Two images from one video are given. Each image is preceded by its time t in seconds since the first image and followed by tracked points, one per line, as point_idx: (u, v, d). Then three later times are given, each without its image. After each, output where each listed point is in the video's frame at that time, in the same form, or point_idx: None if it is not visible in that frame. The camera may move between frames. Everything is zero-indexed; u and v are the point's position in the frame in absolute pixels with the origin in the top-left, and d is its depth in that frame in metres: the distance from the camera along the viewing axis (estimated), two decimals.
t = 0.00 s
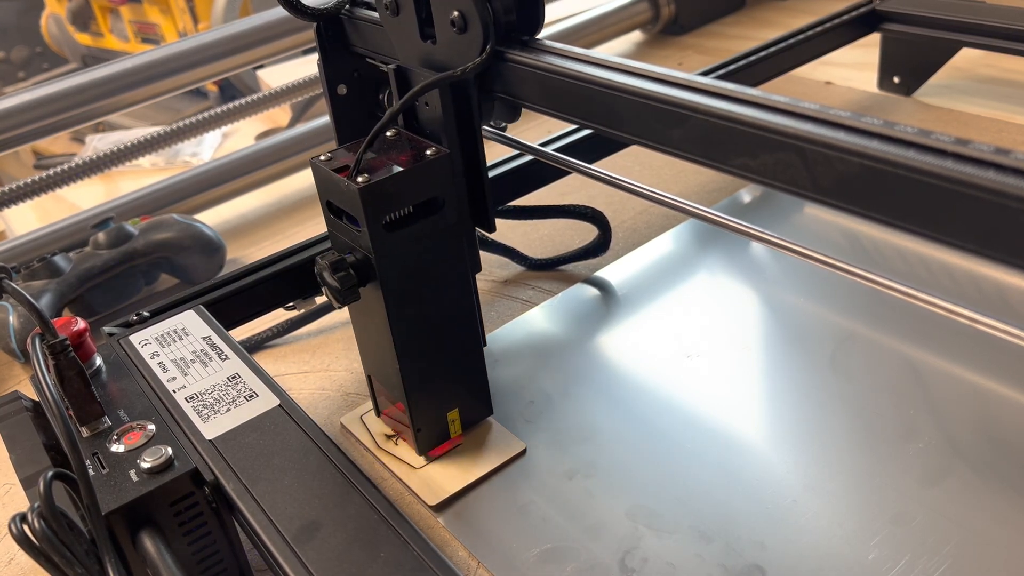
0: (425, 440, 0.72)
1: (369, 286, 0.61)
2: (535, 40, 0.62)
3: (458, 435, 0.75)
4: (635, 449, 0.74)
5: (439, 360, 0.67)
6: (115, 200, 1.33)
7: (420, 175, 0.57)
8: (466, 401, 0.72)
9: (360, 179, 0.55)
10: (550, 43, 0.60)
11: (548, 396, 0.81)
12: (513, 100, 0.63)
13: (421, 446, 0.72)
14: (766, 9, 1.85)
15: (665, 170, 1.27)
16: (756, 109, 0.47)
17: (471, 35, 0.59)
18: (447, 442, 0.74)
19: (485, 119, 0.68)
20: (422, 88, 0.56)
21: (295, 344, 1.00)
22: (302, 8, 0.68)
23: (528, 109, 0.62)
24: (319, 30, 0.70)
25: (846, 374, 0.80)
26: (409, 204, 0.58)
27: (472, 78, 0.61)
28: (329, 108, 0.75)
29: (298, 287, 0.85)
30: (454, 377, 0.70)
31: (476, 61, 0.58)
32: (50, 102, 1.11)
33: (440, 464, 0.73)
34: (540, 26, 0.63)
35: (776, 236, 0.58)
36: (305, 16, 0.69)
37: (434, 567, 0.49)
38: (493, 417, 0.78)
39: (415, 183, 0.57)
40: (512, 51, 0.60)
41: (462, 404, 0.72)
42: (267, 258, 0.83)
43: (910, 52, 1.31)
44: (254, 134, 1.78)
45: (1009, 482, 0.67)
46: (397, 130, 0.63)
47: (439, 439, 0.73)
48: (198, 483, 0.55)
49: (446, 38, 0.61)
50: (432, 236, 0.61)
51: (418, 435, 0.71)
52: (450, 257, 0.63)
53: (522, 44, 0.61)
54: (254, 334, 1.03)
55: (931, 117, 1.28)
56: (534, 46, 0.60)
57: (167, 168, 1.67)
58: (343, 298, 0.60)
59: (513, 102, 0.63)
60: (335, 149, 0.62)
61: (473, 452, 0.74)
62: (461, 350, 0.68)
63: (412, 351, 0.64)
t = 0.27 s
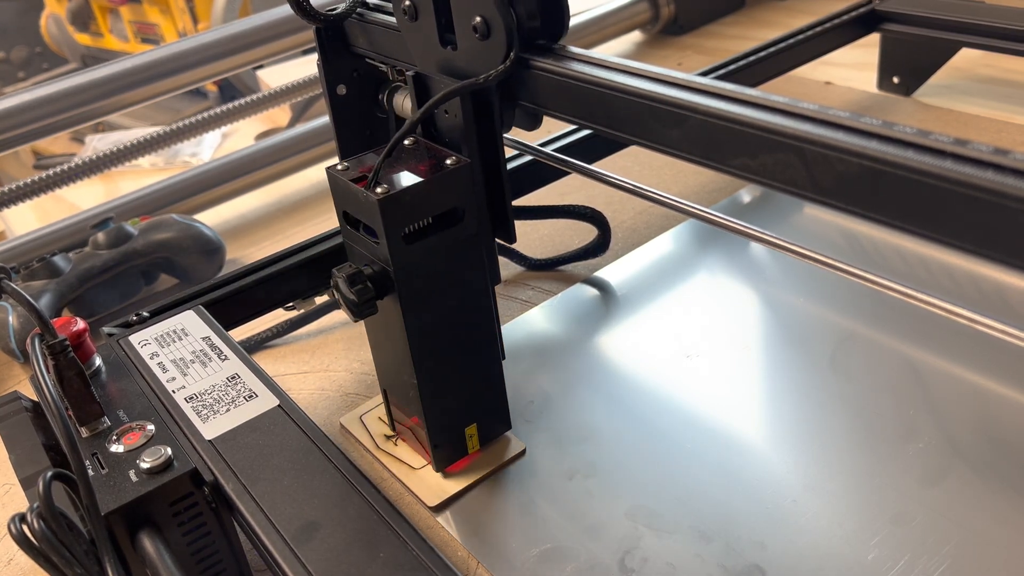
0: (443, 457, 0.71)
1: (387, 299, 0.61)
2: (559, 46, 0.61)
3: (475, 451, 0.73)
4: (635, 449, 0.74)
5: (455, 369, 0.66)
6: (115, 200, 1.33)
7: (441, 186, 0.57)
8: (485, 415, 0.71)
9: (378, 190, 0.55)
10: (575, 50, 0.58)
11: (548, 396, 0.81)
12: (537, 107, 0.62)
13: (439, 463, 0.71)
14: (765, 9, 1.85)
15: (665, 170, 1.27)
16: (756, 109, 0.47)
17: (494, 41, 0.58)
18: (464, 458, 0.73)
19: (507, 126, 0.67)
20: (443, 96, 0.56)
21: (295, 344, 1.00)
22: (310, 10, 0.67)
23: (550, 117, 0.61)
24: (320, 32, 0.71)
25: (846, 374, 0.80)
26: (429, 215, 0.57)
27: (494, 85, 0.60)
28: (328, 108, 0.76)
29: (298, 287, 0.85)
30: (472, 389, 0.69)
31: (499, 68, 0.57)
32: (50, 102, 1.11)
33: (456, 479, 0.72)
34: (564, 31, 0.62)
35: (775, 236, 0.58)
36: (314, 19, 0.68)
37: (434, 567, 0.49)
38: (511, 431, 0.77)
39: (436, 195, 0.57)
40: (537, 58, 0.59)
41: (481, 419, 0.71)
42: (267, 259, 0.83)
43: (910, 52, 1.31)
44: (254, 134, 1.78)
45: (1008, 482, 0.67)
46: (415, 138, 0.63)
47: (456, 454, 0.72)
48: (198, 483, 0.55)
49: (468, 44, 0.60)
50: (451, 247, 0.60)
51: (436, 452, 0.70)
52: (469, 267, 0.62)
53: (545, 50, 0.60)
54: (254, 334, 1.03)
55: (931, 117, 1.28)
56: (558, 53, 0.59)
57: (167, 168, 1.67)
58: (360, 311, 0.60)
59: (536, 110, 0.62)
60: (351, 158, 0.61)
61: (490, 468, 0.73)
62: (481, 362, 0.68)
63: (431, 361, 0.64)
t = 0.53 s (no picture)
0: (444, 458, 0.70)
1: (390, 300, 0.61)
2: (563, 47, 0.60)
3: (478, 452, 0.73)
4: (635, 449, 0.74)
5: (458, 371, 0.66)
6: (115, 200, 1.33)
7: (445, 187, 0.57)
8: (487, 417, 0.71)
9: (382, 191, 0.55)
10: (581, 50, 0.58)
11: (548, 396, 0.81)
12: (540, 108, 0.61)
13: (441, 464, 0.70)
14: (765, 9, 1.85)
15: (665, 170, 1.27)
16: (757, 109, 0.47)
17: (499, 42, 0.57)
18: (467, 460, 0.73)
19: (512, 126, 0.66)
20: (448, 97, 0.56)
21: (295, 344, 1.00)
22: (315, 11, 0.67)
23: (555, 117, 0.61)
24: (320, 32, 0.71)
25: (846, 374, 0.80)
26: (433, 216, 0.57)
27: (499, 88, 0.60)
28: (328, 108, 0.76)
29: (298, 287, 0.85)
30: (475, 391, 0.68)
31: (504, 68, 0.57)
32: (50, 102, 1.11)
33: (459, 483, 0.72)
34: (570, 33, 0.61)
35: (775, 236, 0.58)
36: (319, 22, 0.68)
37: (434, 567, 0.49)
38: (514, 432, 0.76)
39: (440, 196, 0.57)
40: (543, 59, 0.58)
41: (484, 421, 0.71)
42: (268, 258, 0.83)
43: (910, 52, 1.31)
44: (254, 134, 1.78)
45: (1009, 482, 0.67)
46: (419, 140, 0.63)
47: (459, 457, 0.71)
48: (198, 483, 0.55)
49: (471, 44, 0.60)
50: (454, 248, 0.60)
51: (437, 453, 0.70)
52: (472, 268, 0.62)
53: (550, 51, 0.60)
54: (254, 334, 1.03)
55: (931, 117, 1.28)
56: (562, 54, 0.59)
57: (167, 168, 1.67)
58: (363, 312, 0.60)
59: (541, 111, 0.62)
60: (354, 159, 0.61)
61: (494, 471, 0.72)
62: (484, 364, 0.67)
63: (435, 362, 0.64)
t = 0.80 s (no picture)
0: (427, 441, 0.72)
1: (371, 288, 0.61)
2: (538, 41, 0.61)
3: (460, 437, 0.75)
4: (635, 449, 0.74)
5: (440, 361, 0.67)
6: (115, 199, 1.33)
7: (424, 176, 0.57)
8: (467, 401, 0.72)
9: (362, 181, 0.55)
10: (554, 45, 0.59)
11: (548, 396, 0.81)
12: (515, 100, 0.63)
13: (422, 446, 0.72)
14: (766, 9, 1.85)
15: (665, 170, 1.27)
16: (755, 109, 0.47)
17: (474, 36, 0.59)
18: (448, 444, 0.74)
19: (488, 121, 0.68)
20: (427, 88, 0.57)
21: (294, 344, 1.00)
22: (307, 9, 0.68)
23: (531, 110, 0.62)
24: (320, 31, 0.71)
25: (847, 375, 0.80)
26: (412, 205, 0.58)
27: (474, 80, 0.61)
28: (328, 109, 0.75)
29: (298, 286, 0.84)
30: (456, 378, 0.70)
31: (479, 61, 0.58)
32: (51, 102, 1.11)
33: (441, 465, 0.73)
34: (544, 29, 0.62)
35: (776, 236, 0.58)
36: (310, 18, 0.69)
37: (433, 567, 0.49)
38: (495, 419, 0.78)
39: (419, 184, 0.58)
40: (515, 52, 0.60)
41: (465, 407, 0.73)
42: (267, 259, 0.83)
43: (910, 52, 1.31)
44: (254, 134, 1.78)
45: (1008, 482, 0.67)
46: (400, 131, 0.63)
47: (441, 440, 0.73)
48: (198, 483, 0.55)
49: (448, 39, 0.61)
50: (435, 237, 0.61)
51: (419, 437, 0.71)
52: (452, 258, 0.63)
53: (524, 45, 0.61)
54: (254, 334, 1.03)
55: (931, 117, 1.28)
56: (536, 48, 0.60)
57: (167, 168, 1.67)
58: (345, 300, 0.60)
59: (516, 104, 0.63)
60: (336, 150, 0.62)
61: (475, 452, 0.74)
62: (464, 353, 0.68)
63: (415, 350, 0.64)
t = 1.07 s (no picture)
0: (414, 429, 0.73)
1: (359, 279, 0.61)
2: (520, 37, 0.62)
3: (446, 426, 0.76)
4: (635, 449, 0.74)
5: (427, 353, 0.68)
6: (115, 199, 1.33)
7: (408, 168, 0.58)
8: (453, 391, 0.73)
9: (348, 172, 0.56)
10: (536, 41, 0.60)
11: (548, 396, 0.81)
12: (499, 95, 0.63)
13: (410, 435, 0.73)
14: (766, 9, 1.85)
15: (665, 170, 1.27)
16: (755, 109, 0.47)
17: (456, 32, 0.59)
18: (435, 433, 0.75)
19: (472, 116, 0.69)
20: (412, 81, 0.58)
21: (294, 344, 1.00)
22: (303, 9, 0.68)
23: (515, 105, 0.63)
24: (320, 30, 0.71)
25: (847, 374, 0.80)
26: (397, 197, 0.58)
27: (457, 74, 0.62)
28: (329, 109, 0.75)
29: (298, 286, 0.84)
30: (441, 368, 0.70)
31: (462, 56, 0.59)
32: (51, 102, 1.11)
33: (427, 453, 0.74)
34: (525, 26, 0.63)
35: (776, 236, 0.58)
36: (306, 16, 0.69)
37: (434, 567, 0.49)
38: (481, 408, 0.79)
39: (404, 177, 0.58)
40: (497, 46, 0.61)
41: (450, 395, 0.73)
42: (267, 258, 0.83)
43: (910, 52, 1.31)
44: (254, 134, 1.78)
45: (1008, 482, 0.67)
46: (386, 125, 0.63)
47: (428, 429, 0.74)
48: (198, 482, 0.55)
49: (433, 36, 0.61)
50: (421, 230, 0.61)
51: (406, 425, 0.72)
52: (438, 250, 0.63)
53: (507, 40, 0.62)
54: (254, 334, 1.03)
55: (931, 117, 1.28)
56: (518, 44, 0.61)
57: (167, 168, 1.67)
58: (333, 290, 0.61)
59: (500, 98, 0.64)
60: (324, 144, 0.62)
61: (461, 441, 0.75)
62: (449, 345, 0.69)
63: (401, 343, 0.65)
